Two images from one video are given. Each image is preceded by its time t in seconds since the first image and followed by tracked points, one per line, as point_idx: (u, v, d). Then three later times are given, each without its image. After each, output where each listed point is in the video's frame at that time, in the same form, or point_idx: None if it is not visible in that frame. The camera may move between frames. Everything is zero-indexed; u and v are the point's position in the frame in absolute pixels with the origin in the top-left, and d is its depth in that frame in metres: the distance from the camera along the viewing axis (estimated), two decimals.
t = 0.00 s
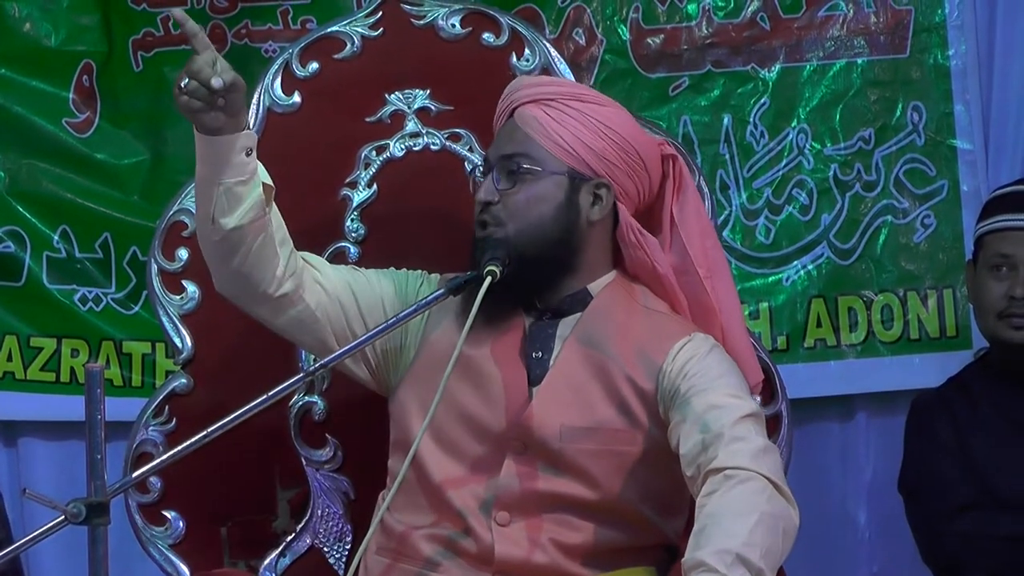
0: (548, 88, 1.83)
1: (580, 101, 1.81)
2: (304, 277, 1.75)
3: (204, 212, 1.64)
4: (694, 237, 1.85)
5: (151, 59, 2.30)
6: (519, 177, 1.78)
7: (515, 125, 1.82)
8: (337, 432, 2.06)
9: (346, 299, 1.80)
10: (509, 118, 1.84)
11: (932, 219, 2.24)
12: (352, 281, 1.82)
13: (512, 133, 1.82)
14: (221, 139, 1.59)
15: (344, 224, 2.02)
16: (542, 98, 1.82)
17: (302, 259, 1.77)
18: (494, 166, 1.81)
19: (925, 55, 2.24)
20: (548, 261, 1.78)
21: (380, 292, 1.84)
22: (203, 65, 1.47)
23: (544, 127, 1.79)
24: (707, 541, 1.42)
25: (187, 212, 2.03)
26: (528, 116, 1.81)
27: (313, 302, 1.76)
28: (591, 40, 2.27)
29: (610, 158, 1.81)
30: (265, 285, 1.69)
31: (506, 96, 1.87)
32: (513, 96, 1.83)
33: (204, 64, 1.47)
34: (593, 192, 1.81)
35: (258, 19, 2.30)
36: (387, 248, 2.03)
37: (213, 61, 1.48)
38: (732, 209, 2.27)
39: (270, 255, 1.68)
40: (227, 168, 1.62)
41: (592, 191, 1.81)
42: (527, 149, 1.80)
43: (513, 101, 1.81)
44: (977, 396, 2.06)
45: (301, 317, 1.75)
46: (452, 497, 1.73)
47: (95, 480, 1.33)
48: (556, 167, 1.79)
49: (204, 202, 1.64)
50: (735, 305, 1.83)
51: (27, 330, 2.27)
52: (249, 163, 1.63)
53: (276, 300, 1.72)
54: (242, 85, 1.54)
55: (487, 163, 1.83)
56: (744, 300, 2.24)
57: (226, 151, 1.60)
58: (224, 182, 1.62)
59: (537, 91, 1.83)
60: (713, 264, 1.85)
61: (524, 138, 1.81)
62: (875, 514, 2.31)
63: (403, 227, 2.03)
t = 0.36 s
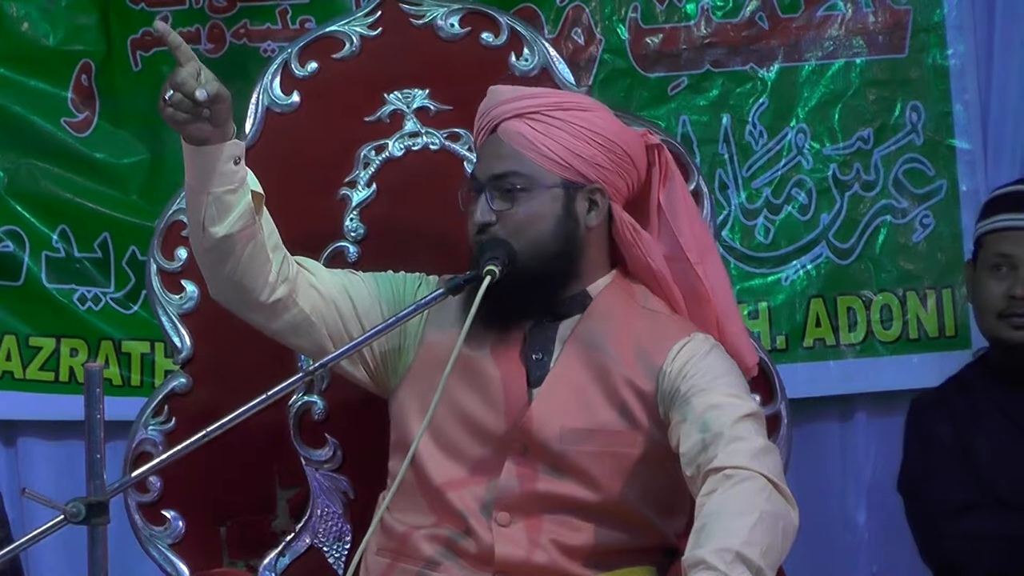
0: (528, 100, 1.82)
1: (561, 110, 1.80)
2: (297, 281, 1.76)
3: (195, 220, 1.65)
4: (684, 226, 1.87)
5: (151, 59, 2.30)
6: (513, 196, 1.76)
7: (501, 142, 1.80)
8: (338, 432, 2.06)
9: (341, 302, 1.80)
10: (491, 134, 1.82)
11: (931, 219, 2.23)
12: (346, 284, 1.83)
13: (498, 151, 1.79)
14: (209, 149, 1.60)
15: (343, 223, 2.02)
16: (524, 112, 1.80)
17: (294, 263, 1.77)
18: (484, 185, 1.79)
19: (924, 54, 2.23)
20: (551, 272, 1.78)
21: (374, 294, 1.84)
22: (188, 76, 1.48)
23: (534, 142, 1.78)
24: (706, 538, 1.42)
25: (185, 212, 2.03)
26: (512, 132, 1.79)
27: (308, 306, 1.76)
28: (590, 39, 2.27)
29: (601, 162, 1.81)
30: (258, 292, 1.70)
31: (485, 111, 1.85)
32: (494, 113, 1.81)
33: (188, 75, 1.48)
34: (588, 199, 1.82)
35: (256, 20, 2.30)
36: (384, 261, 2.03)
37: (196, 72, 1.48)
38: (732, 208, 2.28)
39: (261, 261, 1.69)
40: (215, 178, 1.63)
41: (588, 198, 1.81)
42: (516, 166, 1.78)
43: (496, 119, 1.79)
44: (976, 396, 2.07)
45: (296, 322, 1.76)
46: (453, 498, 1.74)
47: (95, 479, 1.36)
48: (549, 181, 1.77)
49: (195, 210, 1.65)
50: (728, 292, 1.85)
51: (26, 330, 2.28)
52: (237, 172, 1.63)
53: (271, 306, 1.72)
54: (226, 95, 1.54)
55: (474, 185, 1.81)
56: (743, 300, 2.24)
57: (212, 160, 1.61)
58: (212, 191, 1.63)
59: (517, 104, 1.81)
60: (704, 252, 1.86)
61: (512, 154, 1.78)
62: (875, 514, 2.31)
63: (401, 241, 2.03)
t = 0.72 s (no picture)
0: (579, 109, 1.79)
1: (614, 119, 1.78)
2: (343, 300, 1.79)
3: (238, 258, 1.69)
4: (739, 218, 1.86)
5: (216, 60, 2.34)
6: (574, 208, 1.76)
7: (554, 155, 1.78)
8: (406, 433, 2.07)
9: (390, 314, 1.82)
10: (544, 146, 1.79)
11: (998, 220, 2.24)
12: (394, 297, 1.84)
13: (553, 164, 1.78)
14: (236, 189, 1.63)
15: (411, 225, 2.03)
16: (575, 122, 1.78)
17: (338, 281, 1.79)
18: (541, 198, 1.77)
19: (991, 55, 2.24)
20: (614, 280, 1.79)
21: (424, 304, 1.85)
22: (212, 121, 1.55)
23: (590, 155, 1.75)
24: (774, 535, 1.44)
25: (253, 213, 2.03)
26: (565, 144, 1.77)
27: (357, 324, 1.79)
28: (655, 40, 2.31)
29: (657, 166, 1.79)
30: (302, 317, 1.74)
31: (532, 123, 1.82)
32: (544, 126, 1.79)
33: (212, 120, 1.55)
34: (647, 202, 1.81)
35: (321, 21, 2.32)
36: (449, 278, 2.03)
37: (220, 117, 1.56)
38: (799, 210, 2.30)
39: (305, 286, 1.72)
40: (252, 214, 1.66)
41: (647, 203, 1.81)
42: (574, 177, 1.76)
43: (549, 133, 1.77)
44: None
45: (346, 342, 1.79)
46: (520, 502, 1.76)
47: (166, 481, 1.41)
48: (608, 190, 1.77)
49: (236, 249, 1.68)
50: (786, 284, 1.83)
51: (93, 331, 2.33)
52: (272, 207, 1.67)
53: (316, 329, 1.76)
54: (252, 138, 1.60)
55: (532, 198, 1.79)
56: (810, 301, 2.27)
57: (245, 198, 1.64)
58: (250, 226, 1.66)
59: (568, 115, 1.78)
60: (756, 243, 1.85)
61: (568, 166, 1.77)
62: (943, 513, 2.33)
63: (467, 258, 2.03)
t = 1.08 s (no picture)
0: (700, 110, 1.73)
1: (738, 119, 1.72)
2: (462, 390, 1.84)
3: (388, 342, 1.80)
4: (857, 217, 1.80)
5: (349, 61, 2.32)
6: (703, 210, 1.69)
7: (679, 158, 1.72)
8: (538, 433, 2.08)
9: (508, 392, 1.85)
10: (667, 149, 1.73)
11: None
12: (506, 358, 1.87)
13: (680, 166, 1.71)
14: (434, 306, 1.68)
15: (544, 226, 2.03)
16: (700, 124, 1.71)
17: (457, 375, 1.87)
18: (668, 203, 1.71)
19: None
20: (742, 284, 1.72)
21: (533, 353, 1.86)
22: (456, 262, 1.58)
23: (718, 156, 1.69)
24: (928, 487, 1.43)
25: (386, 214, 2.02)
26: (691, 145, 1.71)
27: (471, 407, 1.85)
28: (788, 40, 2.25)
29: (781, 165, 1.73)
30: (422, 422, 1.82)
31: (651, 128, 1.75)
32: (667, 129, 1.73)
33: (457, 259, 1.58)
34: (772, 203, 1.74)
35: (454, 22, 2.30)
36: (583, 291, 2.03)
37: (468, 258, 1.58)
38: (930, 209, 2.24)
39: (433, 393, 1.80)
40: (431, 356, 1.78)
41: (772, 204, 1.74)
42: (701, 180, 1.70)
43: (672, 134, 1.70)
44: None
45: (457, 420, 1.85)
46: (648, 507, 1.72)
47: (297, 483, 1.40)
48: (736, 191, 1.70)
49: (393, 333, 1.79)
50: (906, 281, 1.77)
51: (224, 333, 2.30)
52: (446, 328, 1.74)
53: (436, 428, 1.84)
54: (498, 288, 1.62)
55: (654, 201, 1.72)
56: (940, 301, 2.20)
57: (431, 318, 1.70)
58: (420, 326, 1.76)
59: (692, 117, 1.72)
60: (876, 239, 1.79)
61: (695, 168, 1.70)
62: None
63: (600, 268, 2.03)
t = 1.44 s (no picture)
0: (726, 108, 1.73)
1: (763, 118, 1.72)
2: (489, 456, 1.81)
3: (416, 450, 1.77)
4: (870, 211, 1.82)
5: (388, 58, 2.32)
6: (730, 210, 1.69)
7: (705, 157, 1.71)
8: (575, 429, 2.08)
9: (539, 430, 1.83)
10: (693, 148, 1.72)
11: None
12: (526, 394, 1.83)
13: (706, 165, 1.71)
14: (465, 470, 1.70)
15: (581, 223, 2.03)
16: (725, 123, 1.71)
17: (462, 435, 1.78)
18: (692, 203, 1.70)
19: None
20: (765, 284, 1.73)
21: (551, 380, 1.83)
22: (491, 504, 1.62)
23: (746, 156, 1.69)
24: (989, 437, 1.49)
25: (424, 211, 2.03)
26: (718, 145, 1.70)
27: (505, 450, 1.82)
28: (828, 38, 2.25)
29: (804, 163, 1.74)
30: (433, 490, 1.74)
31: (672, 128, 1.74)
32: (692, 129, 1.72)
33: (491, 502, 1.62)
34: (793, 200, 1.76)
35: (495, 19, 2.31)
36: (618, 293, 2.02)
37: (498, 500, 1.63)
38: (968, 206, 2.23)
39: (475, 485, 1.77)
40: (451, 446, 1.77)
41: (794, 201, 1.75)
42: (728, 179, 1.70)
43: (701, 134, 1.70)
44: None
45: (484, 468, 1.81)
46: (676, 506, 1.71)
47: (333, 480, 1.37)
48: (763, 190, 1.71)
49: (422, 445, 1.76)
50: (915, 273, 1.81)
51: (262, 330, 2.30)
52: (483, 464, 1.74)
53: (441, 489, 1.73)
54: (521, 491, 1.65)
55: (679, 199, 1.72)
56: (977, 298, 2.19)
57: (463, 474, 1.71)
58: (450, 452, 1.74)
59: (718, 116, 1.71)
60: (888, 231, 1.81)
61: (722, 168, 1.70)
62: None
63: (636, 265, 2.03)
